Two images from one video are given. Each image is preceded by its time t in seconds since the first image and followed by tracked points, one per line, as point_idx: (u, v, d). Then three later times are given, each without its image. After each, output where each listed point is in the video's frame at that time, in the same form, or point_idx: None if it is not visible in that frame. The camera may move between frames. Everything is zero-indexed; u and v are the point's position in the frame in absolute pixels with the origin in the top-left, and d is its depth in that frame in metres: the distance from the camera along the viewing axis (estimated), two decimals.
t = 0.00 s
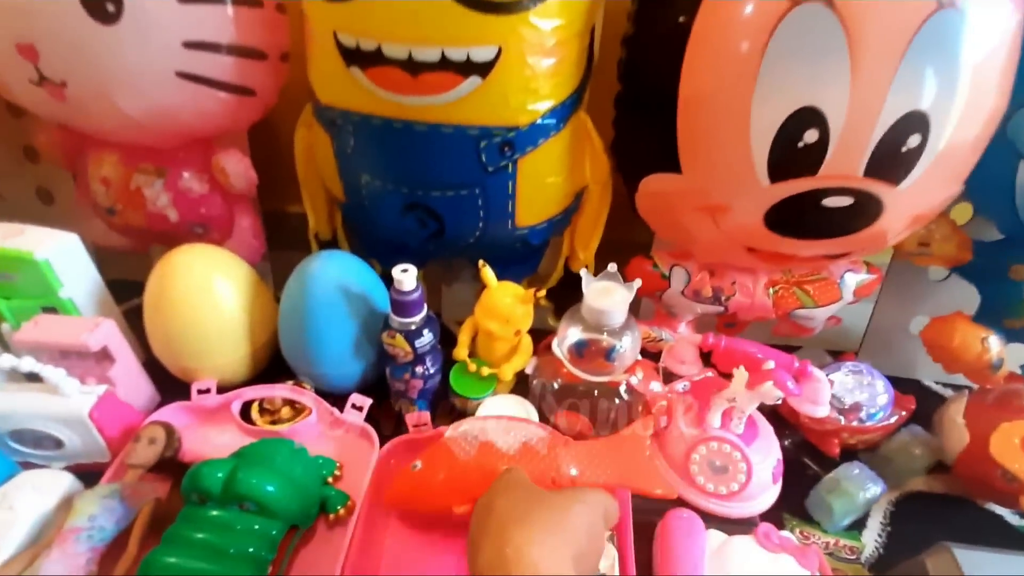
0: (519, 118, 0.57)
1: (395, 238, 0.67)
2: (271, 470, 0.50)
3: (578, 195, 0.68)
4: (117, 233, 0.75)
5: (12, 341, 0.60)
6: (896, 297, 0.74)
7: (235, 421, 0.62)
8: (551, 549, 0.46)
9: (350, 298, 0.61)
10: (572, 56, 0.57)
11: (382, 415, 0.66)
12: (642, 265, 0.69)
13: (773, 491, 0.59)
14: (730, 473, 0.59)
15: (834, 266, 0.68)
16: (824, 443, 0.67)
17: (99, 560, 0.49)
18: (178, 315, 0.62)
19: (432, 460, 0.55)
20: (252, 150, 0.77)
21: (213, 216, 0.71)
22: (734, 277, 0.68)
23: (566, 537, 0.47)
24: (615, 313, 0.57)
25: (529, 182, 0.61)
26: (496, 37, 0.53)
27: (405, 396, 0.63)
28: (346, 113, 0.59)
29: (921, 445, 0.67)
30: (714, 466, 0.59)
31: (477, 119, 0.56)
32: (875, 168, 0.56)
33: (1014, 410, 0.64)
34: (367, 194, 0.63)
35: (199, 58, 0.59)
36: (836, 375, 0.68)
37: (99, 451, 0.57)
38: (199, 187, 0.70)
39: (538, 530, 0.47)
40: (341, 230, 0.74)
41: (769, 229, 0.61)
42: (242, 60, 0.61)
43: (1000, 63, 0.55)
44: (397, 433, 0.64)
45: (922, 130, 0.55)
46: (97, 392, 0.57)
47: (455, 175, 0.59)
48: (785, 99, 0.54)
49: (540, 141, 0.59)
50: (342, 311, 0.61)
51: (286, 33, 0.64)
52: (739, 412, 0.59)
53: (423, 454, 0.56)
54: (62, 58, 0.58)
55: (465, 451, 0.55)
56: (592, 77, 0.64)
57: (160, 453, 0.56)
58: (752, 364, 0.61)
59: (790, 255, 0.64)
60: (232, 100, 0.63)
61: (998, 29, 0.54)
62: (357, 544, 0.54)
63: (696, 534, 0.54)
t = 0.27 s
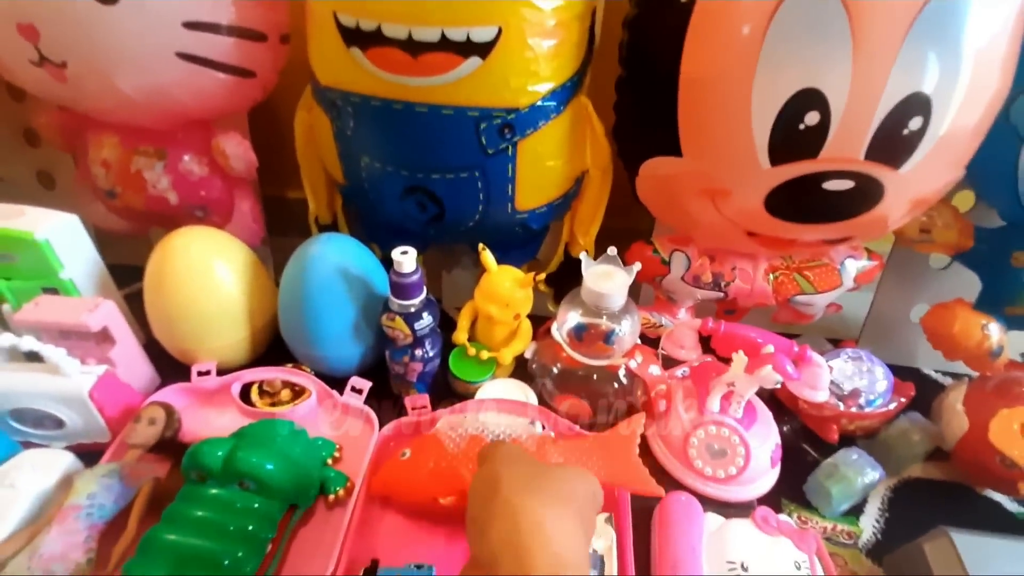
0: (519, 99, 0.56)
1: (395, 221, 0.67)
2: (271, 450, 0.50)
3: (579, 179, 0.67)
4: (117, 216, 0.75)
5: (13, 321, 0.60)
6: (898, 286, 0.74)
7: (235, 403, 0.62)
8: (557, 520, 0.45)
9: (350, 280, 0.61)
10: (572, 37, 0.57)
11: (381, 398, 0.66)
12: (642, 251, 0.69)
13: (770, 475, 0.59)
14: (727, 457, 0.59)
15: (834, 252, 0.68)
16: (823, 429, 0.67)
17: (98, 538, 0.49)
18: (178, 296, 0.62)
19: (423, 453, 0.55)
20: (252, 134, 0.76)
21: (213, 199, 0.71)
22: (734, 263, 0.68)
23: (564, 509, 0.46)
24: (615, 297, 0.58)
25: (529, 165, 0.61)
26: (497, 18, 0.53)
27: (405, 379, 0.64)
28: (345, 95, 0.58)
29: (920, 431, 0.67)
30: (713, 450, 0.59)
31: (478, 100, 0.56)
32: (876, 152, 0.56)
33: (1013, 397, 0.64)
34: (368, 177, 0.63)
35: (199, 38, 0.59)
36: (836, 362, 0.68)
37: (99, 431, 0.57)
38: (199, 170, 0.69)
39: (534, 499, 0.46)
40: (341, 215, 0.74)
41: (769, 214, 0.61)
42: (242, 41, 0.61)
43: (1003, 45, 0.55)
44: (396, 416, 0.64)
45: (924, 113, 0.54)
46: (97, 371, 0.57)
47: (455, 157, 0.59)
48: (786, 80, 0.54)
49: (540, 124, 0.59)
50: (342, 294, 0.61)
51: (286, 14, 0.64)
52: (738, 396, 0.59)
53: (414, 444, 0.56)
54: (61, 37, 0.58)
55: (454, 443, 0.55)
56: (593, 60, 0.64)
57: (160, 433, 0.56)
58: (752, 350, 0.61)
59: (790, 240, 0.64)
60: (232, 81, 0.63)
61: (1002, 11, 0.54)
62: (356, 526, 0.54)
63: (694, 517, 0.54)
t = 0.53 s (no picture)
0: (533, 98, 0.62)
1: (418, 211, 0.73)
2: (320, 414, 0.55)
3: (585, 170, 0.73)
4: (157, 213, 0.81)
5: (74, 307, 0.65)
6: (881, 263, 0.80)
7: (276, 379, 0.68)
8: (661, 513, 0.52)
9: (381, 266, 0.67)
10: (580, 41, 0.63)
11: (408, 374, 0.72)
12: (646, 234, 0.75)
13: (765, 435, 0.65)
14: (725, 418, 0.65)
15: (822, 232, 0.74)
16: (813, 395, 0.73)
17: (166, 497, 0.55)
18: (223, 284, 0.67)
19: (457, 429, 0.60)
20: (280, 134, 0.82)
21: (248, 195, 0.77)
22: (730, 244, 0.74)
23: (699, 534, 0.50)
24: (622, 275, 0.64)
25: (541, 157, 0.67)
26: (514, 25, 0.59)
27: (429, 355, 0.69)
28: (374, 96, 0.64)
29: (903, 396, 0.73)
30: (712, 413, 0.65)
31: (496, 99, 0.62)
32: (856, 139, 0.62)
33: (987, 361, 0.70)
34: (394, 171, 0.69)
35: (240, 47, 0.65)
36: (824, 334, 0.75)
37: (156, 406, 0.62)
38: (235, 167, 0.75)
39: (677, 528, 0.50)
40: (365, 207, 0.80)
41: (760, 197, 0.67)
42: (278, 48, 0.67)
43: (969, 40, 0.61)
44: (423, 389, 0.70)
45: (897, 104, 0.60)
46: (155, 351, 0.62)
47: (475, 151, 0.65)
48: (774, 76, 0.60)
49: (552, 120, 0.65)
50: (373, 279, 0.67)
51: (316, 23, 0.70)
52: (734, 363, 0.66)
53: (448, 421, 0.61)
54: (116, 48, 0.64)
55: (487, 422, 0.60)
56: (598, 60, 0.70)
57: (213, 406, 0.62)
58: (747, 321, 0.67)
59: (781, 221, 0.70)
60: (269, 85, 0.69)
61: (967, 10, 0.60)
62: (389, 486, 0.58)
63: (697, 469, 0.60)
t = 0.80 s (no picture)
0: (555, 95, 0.70)
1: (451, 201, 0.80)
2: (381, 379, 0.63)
3: (601, 158, 0.81)
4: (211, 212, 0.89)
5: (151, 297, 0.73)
6: (875, 233, 0.87)
7: (332, 354, 0.77)
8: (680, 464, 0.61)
9: (421, 250, 0.75)
10: (595, 43, 0.71)
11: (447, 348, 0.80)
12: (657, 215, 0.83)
13: (770, 389, 0.72)
14: (735, 374, 0.72)
15: (818, 207, 0.81)
16: (813, 354, 0.81)
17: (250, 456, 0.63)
18: (283, 271, 0.76)
19: (498, 389, 0.69)
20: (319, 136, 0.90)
21: (295, 192, 0.85)
22: (734, 221, 0.82)
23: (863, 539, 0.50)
24: (638, 251, 0.72)
25: (563, 148, 0.74)
26: (538, 31, 0.66)
27: (466, 329, 0.77)
28: (412, 99, 0.72)
29: (895, 351, 0.80)
30: (723, 371, 0.72)
31: (522, 98, 0.70)
32: (845, 121, 0.69)
33: (970, 317, 0.77)
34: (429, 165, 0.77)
35: (292, 59, 0.73)
36: (823, 300, 0.83)
37: (230, 380, 0.71)
38: (283, 167, 0.83)
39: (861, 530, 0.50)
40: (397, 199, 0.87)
41: (760, 176, 0.74)
42: (322, 58, 0.75)
43: (945, 26, 0.68)
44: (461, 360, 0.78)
45: (882, 88, 0.67)
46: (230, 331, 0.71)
47: (505, 145, 0.73)
48: (770, 68, 0.66)
49: (572, 114, 0.72)
50: (415, 261, 0.75)
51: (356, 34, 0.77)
52: (743, 326, 0.73)
53: (491, 385, 0.70)
54: (182, 64, 0.72)
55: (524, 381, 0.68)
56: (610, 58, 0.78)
57: (281, 380, 0.69)
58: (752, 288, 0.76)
59: (780, 198, 0.77)
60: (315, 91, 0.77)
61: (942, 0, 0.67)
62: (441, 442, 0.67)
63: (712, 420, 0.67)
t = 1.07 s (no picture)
0: (588, 107, 0.76)
1: (487, 203, 0.87)
2: (432, 365, 0.70)
3: (627, 163, 0.87)
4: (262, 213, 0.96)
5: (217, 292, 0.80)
6: (885, 232, 0.93)
7: (380, 345, 0.83)
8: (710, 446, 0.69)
9: (462, 249, 0.82)
10: (625, 58, 0.77)
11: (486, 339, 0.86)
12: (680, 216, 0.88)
13: (785, 377, 0.79)
14: (754, 364, 0.78)
15: (831, 208, 0.87)
16: (825, 345, 0.86)
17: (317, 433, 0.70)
18: (336, 268, 0.83)
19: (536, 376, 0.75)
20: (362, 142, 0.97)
21: (342, 195, 0.91)
22: (752, 221, 0.87)
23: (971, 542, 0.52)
24: (663, 250, 0.78)
25: (593, 155, 0.80)
26: (572, 50, 0.72)
27: (503, 322, 0.83)
28: (455, 111, 0.78)
29: (903, 343, 0.86)
30: (742, 360, 0.79)
31: (558, 110, 0.76)
32: (858, 129, 0.74)
33: (973, 311, 0.83)
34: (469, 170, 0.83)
35: (345, 74, 0.80)
36: (835, 295, 0.88)
37: (292, 367, 0.78)
38: (332, 172, 0.90)
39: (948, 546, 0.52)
40: (434, 201, 0.93)
41: (777, 180, 0.80)
42: (371, 73, 0.81)
43: (950, 42, 0.73)
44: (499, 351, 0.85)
45: (891, 100, 0.73)
46: (291, 323, 0.78)
47: (540, 152, 0.79)
48: (788, 81, 0.72)
49: (602, 124, 0.78)
50: (457, 260, 0.82)
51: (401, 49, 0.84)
52: (760, 319, 0.79)
53: (529, 372, 0.76)
54: (245, 80, 0.79)
55: (560, 368, 0.74)
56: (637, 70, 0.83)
57: (338, 366, 0.75)
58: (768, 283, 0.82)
59: (795, 200, 0.83)
60: (364, 103, 0.83)
61: (949, 18, 0.72)
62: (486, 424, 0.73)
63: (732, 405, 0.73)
